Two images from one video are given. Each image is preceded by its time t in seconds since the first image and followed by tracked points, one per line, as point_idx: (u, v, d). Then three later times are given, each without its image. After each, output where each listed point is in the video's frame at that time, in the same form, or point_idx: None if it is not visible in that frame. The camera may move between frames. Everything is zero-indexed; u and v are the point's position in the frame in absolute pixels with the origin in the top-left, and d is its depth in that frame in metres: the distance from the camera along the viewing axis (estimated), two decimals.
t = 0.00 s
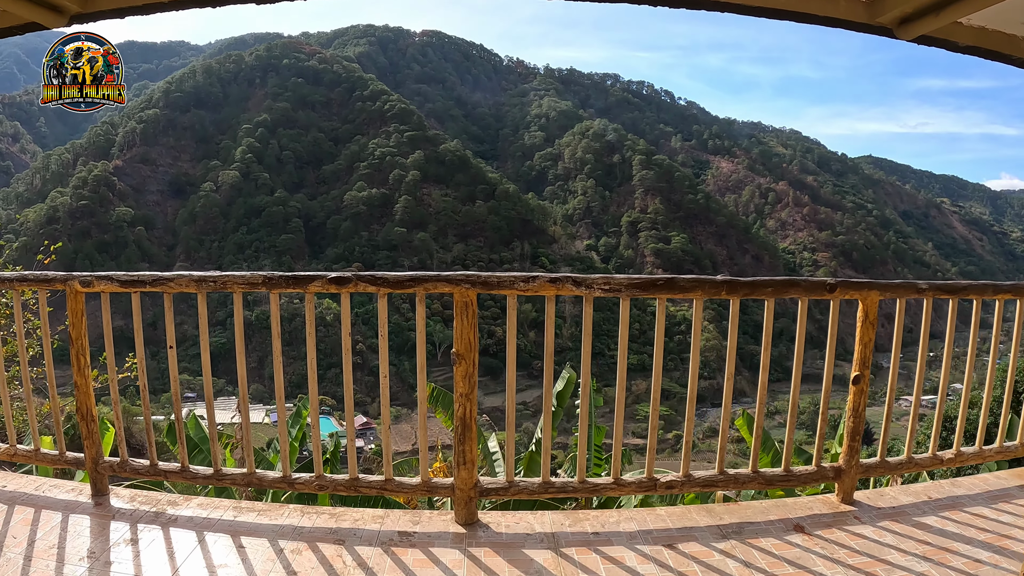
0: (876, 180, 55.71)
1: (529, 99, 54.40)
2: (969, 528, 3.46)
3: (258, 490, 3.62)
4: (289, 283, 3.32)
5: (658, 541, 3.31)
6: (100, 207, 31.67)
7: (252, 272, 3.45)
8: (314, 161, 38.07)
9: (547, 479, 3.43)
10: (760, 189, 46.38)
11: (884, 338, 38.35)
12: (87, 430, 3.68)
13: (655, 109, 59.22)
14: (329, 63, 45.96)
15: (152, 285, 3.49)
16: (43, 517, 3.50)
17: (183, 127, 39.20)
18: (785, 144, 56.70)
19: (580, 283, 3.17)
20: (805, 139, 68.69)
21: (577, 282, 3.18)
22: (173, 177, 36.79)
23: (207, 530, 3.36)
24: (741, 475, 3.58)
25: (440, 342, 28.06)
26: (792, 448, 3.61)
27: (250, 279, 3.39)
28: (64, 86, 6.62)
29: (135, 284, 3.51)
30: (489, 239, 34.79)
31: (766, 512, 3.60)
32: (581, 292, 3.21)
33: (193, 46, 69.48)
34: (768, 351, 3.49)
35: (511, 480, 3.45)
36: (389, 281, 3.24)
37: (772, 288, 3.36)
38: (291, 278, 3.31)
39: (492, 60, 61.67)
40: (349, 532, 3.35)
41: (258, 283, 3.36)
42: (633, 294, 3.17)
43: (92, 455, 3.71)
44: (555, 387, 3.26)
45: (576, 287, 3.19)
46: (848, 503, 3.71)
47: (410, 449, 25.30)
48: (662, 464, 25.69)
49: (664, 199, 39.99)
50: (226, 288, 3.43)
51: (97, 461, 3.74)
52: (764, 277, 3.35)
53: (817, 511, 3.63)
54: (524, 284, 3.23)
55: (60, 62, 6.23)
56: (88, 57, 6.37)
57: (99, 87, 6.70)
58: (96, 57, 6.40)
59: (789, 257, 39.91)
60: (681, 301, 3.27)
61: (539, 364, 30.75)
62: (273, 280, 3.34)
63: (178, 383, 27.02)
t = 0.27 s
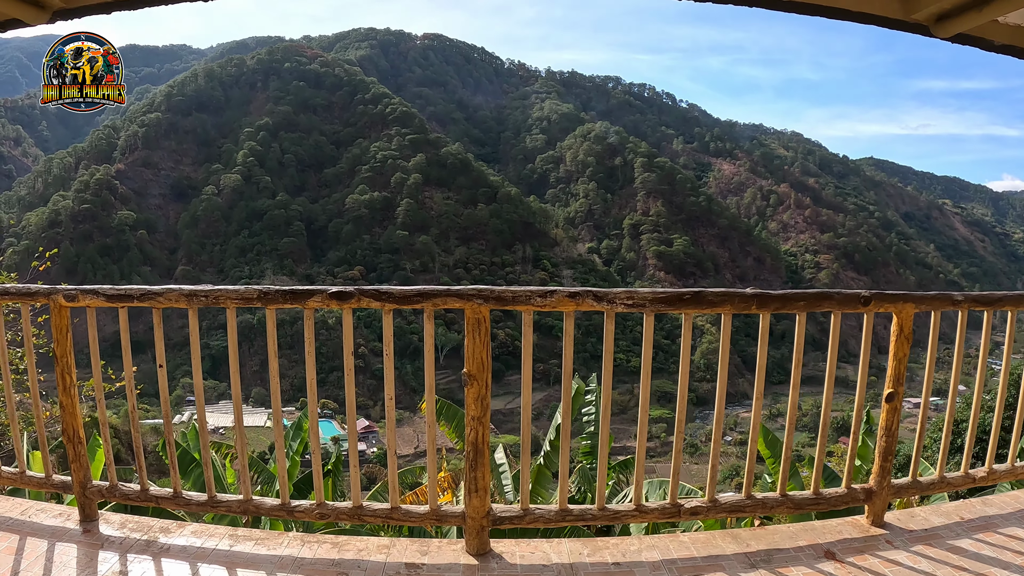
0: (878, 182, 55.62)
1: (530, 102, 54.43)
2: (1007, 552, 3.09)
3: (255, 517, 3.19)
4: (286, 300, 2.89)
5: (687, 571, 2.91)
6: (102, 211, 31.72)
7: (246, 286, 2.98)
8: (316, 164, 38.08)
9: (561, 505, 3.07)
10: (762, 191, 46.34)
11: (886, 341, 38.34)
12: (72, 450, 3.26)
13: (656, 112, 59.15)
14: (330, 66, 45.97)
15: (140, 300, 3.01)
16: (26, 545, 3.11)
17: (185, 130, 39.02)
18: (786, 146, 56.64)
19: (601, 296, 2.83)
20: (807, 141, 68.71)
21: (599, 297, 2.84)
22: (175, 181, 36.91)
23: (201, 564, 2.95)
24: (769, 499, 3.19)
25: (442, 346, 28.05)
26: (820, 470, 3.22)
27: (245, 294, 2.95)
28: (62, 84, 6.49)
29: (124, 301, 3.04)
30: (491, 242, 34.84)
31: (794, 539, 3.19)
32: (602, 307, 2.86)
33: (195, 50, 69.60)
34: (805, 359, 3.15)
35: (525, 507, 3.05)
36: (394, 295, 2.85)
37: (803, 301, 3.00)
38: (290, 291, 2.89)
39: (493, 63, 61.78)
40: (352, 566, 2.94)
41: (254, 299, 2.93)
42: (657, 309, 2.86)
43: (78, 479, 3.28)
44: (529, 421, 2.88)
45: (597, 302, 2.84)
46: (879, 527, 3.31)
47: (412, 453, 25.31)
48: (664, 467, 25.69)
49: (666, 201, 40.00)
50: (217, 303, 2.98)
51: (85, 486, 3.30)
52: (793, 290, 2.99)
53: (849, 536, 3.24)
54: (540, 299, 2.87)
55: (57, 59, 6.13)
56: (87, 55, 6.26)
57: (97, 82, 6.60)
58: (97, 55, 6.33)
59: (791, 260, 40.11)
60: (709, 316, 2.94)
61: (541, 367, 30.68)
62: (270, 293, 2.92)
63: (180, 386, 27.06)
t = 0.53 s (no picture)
0: (879, 184, 55.56)
1: (531, 105, 54.49)
2: None
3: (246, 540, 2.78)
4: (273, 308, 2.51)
5: None
6: (104, 213, 31.75)
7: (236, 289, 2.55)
8: (317, 167, 38.09)
9: (571, 528, 2.71)
10: (763, 193, 46.23)
11: (888, 342, 38.33)
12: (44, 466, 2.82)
13: (657, 114, 59.17)
14: (331, 68, 45.99)
15: (116, 308, 2.60)
16: None
17: (186, 133, 39.02)
18: (788, 148, 56.63)
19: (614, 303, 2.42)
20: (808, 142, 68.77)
21: (612, 305, 2.43)
22: (177, 183, 36.76)
23: None
24: (792, 521, 2.83)
25: (444, 348, 28.10)
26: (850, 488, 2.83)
27: (228, 301, 2.54)
28: (63, 83, 7.58)
29: (101, 307, 2.61)
30: (493, 244, 34.96)
31: (820, 562, 2.86)
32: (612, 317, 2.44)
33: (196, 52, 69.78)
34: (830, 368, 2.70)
35: (532, 531, 2.68)
36: (391, 304, 2.48)
37: (833, 310, 2.58)
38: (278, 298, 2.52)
39: (494, 65, 61.85)
40: None
41: (236, 307, 2.52)
42: (677, 321, 2.42)
43: (54, 498, 2.85)
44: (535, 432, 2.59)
45: (609, 312, 2.44)
46: (907, 547, 2.97)
47: (414, 456, 25.32)
48: (666, 469, 25.71)
49: (667, 203, 40.05)
50: (199, 313, 2.58)
51: (62, 505, 2.87)
52: (822, 297, 2.58)
53: (876, 560, 2.89)
54: (549, 307, 2.43)
55: (60, 60, 7.19)
56: (88, 56, 7.27)
57: (95, 82, 7.70)
58: (97, 56, 7.35)
59: (794, 262, 40.08)
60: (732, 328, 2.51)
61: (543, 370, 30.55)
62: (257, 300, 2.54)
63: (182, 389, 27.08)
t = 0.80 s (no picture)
0: (878, 185, 55.36)
1: (531, 106, 54.57)
2: None
3: None
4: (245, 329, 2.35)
5: None
6: (104, 215, 31.87)
7: (198, 310, 2.41)
8: (317, 168, 38.12)
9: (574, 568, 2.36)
10: (763, 195, 46.04)
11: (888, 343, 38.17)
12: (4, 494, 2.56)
13: (658, 116, 59.19)
14: (331, 70, 46.05)
15: (76, 326, 2.47)
16: None
17: (186, 134, 39.05)
18: (787, 149, 56.67)
19: (625, 324, 2.25)
20: (808, 144, 68.82)
21: (623, 325, 2.27)
22: (177, 185, 36.67)
23: None
24: (815, 556, 2.55)
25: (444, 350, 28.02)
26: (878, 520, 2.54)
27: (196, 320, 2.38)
28: (63, 85, 7.31)
29: (61, 328, 2.50)
30: (493, 246, 35.12)
31: None
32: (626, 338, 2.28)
33: (196, 55, 69.84)
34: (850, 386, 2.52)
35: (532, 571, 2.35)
36: (377, 323, 2.32)
37: (862, 327, 2.41)
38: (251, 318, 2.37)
39: (494, 67, 61.96)
40: None
41: (203, 326, 2.35)
42: (693, 341, 2.26)
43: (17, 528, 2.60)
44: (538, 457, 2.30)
45: (619, 331, 2.27)
46: None
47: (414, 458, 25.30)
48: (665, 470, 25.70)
49: (667, 205, 40.12)
50: (163, 332, 2.41)
51: (26, 535, 2.61)
52: (851, 313, 2.41)
53: None
54: (552, 327, 2.29)
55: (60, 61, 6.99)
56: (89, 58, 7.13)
57: (96, 84, 7.51)
58: (98, 59, 7.22)
59: (793, 263, 40.11)
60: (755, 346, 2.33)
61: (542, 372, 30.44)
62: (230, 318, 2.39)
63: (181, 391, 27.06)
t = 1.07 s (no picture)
0: (880, 188, 54.89)
1: (533, 109, 54.57)
2: None
3: None
4: (232, 345, 2.36)
5: None
6: (105, 218, 31.93)
7: (182, 328, 2.42)
8: (319, 172, 38.15)
9: None
10: (765, 198, 46.05)
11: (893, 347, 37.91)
12: None
13: (659, 119, 59.16)
14: (333, 73, 46.06)
15: (51, 343, 2.50)
16: None
17: (188, 137, 39.05)
18: (789, 152, 56.63)
19: (657, 343, 2.25)
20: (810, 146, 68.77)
21: (654, 344, 2.27)
22: (179, 188, 36.62)
23: None
24: None
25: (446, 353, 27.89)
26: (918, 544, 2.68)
27: (181, 335, 2.40)
28: (64, 85, 8.01)
29: (37, 343, 2.52)
30: (494, 249, 35.22)
31: None
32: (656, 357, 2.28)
33: (198, 58, 69.93)
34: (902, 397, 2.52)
35: None
36: (378, 341, 2.30)
37: (910, 342, 2.43)
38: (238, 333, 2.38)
39: (495, 71, 62.00)
40: None
41: (189, 345, 2.37)
42: (729, 360, 2.25)
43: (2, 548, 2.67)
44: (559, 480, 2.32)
45: (651, 350, 2.27)
46: None
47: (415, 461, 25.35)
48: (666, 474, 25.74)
49: (669, 208, 40.12)
50: (143, 350, 2.43)
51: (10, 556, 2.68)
52: (897, 328, 2.41)
53: None
54: (574, 349, 2.29)
55: (60, 61, 7.70)
56: (88, 57, 7.79)
57: (96, 83, 8.22)
58: (97, 58, 7.86)
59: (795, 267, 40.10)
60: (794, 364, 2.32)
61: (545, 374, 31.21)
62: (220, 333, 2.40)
63: (183, 393, 27.09)
